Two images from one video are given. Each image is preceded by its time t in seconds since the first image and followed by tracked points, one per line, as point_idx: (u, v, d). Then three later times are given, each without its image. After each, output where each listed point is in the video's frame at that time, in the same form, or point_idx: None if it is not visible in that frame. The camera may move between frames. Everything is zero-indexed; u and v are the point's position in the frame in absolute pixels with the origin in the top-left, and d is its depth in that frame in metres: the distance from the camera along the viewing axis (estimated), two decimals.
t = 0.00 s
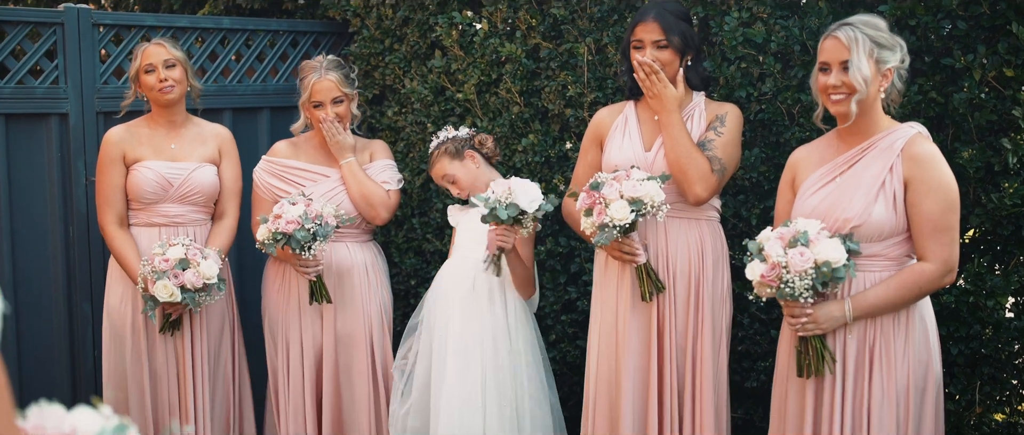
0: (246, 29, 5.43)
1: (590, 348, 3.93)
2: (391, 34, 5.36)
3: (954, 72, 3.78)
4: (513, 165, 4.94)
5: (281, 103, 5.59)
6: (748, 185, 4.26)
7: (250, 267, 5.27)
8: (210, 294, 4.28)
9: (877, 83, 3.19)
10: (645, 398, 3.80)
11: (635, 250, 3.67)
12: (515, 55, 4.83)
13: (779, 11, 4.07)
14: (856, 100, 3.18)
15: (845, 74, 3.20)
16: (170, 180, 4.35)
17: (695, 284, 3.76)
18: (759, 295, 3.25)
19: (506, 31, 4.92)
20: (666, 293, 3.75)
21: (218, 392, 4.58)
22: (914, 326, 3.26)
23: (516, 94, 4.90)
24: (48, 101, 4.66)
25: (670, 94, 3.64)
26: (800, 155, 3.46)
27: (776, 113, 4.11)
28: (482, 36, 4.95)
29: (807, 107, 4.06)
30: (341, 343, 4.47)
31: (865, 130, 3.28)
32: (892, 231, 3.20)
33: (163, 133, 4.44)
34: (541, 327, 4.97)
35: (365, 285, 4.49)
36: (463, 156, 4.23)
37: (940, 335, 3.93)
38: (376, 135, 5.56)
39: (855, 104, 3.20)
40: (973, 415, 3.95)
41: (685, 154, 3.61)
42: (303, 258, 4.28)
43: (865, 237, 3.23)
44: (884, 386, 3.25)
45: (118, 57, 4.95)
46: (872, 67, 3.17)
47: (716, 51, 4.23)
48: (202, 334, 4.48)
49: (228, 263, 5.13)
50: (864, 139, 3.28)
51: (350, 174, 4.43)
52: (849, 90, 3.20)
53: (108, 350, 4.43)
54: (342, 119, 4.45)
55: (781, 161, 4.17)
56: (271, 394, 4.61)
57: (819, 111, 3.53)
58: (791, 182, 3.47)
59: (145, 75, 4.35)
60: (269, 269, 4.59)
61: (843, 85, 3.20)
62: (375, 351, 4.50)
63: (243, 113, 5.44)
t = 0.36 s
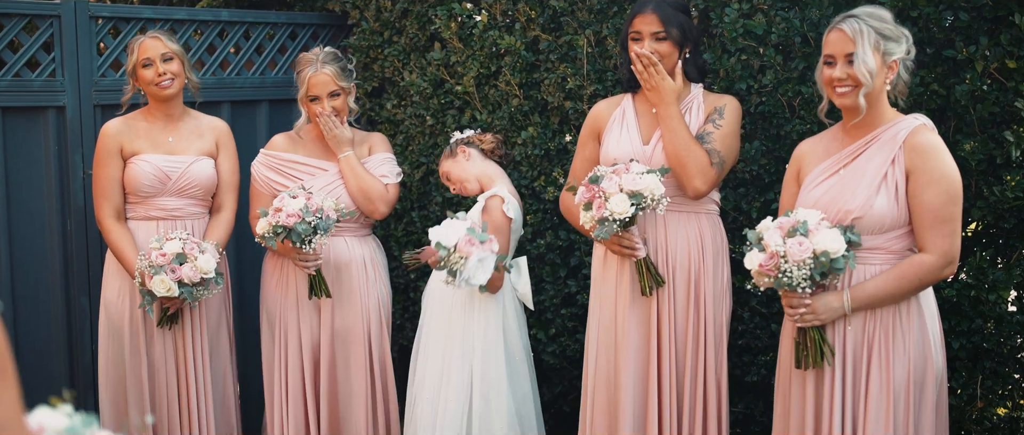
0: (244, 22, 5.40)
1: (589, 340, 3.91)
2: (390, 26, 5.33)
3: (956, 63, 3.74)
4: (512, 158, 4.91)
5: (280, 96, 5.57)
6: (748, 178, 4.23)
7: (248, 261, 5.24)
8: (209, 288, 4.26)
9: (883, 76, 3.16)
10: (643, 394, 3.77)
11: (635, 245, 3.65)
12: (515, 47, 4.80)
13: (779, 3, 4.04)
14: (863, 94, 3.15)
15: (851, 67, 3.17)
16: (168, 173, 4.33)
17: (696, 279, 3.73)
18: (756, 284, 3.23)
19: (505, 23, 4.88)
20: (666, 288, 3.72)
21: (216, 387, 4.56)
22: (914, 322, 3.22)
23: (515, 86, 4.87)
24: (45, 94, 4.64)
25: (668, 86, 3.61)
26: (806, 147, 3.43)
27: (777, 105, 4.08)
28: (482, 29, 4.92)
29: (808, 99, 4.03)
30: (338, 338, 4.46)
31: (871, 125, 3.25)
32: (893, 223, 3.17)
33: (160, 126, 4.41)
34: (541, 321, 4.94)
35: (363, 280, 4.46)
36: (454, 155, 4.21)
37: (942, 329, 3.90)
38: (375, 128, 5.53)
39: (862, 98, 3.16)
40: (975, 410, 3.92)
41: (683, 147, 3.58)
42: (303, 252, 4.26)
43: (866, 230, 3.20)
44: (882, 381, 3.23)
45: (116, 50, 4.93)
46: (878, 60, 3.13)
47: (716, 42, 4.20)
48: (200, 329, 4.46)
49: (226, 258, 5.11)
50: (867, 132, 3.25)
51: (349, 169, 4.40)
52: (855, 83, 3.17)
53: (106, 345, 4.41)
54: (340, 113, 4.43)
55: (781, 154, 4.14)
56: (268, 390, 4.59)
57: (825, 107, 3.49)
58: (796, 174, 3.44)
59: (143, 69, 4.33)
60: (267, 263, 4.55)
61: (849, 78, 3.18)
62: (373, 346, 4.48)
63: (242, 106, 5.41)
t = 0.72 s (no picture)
0: (245, 19, 5.39)
1: (589, 341, 3.89)
2: (391, 23, 5.32)
3: (960, 62, 3.72)
4: (514, 156, 4.89)
5: (281, 93, 5.56)
6: (750, 177, 4.21)
7: (247, 261, 5.23)
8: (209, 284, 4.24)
9: (888, 70, 3.14)
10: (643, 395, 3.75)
11: (635, 244, 3.63)
12: (516, 45, 4.78)
13: (782, 1, 4.02)
14: (869, 84, 3.12)
15: (856, 59, 3.15)
16: (168, 170, 4.32)
17: (696, 279, 3.71)
18: (760, 285, 3.20)
19: (507, 20, 4.86)
20: (665, 287, 3.70)
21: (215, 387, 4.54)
22: (920, 323, 3.21)
23: (517, 84, 4.85)
24: (45, 91, 4.62)
25: (668, 84, 3.59)
26: (812, 145, 3.42)
27: (779, 104, 4.07)
28: (483, 26, 4.91)
29: (811, 98, 4.01)
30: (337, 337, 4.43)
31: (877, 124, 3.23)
32: (900, 224, 3.15)
33: (160, 123, 4.40)
34: (542, 319, 4.93)
35: (362, 279, 4.45)
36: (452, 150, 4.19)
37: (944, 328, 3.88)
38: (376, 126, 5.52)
39: (868, 89, 3.13)
40: (977, 410, 3.90)
41: (684, 145, 3.56)
42: (303, 251, 4.27)
43: (872, 231, 3.18)
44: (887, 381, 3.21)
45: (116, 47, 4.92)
46: (883, 53, 3.12)
47: (718, 40, 4.18)
48: (199, 328, 4.44)
49: (226, 257, 5.10)
50: (872, 132, 3.23)
51: (350, 167, 4.39)
52: (861, 75, 3.15)
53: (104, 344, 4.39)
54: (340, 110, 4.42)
55: (783, 152, 4.12)
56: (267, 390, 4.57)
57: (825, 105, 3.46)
58: (801, 172, 3.43)
59: (143, 66, 4.31)
60: (267, 262, 4.55)
61: (855, 70, 3.15)
62: (372, 345, 4.46)
63: (242, 103, 5.40)
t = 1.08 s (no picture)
0: (250, 18, 5.39)
1: (595, 340, 3.90)
2: (396, 22, 5.32)
3: (966, 61, 3.72)
4: (519, 155, 4.89)
5: (285, 92, 5.56)
6: (756, 176, 4.21)
7: (252, 260, 5.23)
8: (215, 283, 4.23)
9: (900, 70, 3.13)
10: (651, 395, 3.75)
11: (643, 243, 3.62)
12: (521, 44, 4.78)
13: None
14: (882, 87, 3.11)
15: (868, 63, 3.14)
16: (175, 169, 4.32)
17: (702, 279, 3.71)
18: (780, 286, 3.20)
19: (512, 19, 4.86)
20: (672, 287, 3.69)
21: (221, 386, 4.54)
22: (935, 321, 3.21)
23: (522, 83, 4.85)
24: (49, 90, 4.62)
25: (675, 84, 3.59)
26: (820, 144, 3.42)
27: (785, 102, 4.06)
28: (489, 25, 4.91)
29: (816, 97, 4.00)
30: (343, 336, 4.44)
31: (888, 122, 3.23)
32: (917, 222, 3.16)
33: (167, 122, 4.40)
34: (547, 318, 4.93)
35: (368, 278, 4.45)
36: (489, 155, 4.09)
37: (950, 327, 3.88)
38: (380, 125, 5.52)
39: (881, 93, 3.13)
40: (983, 409, 3.91)
41: (692, 145, 3.55)
42: (309, 250, 4.25)
43: (890, 229, 3.18)
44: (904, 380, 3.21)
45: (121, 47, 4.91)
46: (894, 54, 3.11)
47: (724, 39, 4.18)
48: (205, 328, 4.44)
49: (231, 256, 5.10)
50: (884, 131, 3.24)
51: (356, 166, 4.37)
52: (873, 78, 3.14)
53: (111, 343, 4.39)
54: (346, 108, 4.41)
55: (789, 151, 4.12)
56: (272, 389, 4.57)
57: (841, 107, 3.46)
58: (811, 171, 3.42)
59: (151, 66, 4.30)
60: (274, 261, 4.56)
61: (867, 74, 3.14)
62: (377, 344, 4.45)
63: (247, 103, 5.40)
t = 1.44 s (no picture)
0: (256, 17, 5.40)
1: (604, 341, 3.90)
2: (403, 21, 5.34)
3: (974, 61, 3.72)
4: (525, 154, 4.91)
5: (293, 91, 5.57)
6: (763, 175, 4.22)
7: (258, 259, 5.24)
8: (226, 280, 4.24)
9: (913, 70, 3.14)
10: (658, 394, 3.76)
11: (652, 243, 3.63)
12: (528, 43, 4.79)
13: None
14: (899, 91, 3.12)
15: (881, 68, 3.14)
16: (185, 168, 4.33)
17: (711, 278, 3.71)
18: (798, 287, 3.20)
19: (518, 18, 4.87)
20: (681, 286, 3.70)
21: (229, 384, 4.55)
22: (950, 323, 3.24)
23: (529, 82, 4.86)
24: (58, 88, 4.64)
25: (684, 84, 3.59)
26: (830, 144, 3.42)
27: (792, 102, 4.07)
28: (495, 24, 4.92)
29: (824, 96, 4.01)
30: (351, 334, 4.45)
31: (906, 123, 3.24)
32: (934, 223, 3.17)
33: (176, 121, 4.40)
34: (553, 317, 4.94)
35: (376, 277, 4.45)
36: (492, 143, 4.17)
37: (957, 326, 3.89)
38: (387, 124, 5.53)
39: (897, 96, 3.13)
40: (990, 408, 3.91)
41: (702, 145, 3.56)
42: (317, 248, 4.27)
43: (907, 229, 3.19)
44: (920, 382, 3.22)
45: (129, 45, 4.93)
46: (906, 55, 3.11)
47: (731, 39, 4.19)
48: (214, 326, 4.45)
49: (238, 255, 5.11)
50: (900, 132, 3.25)
51: (364, 166, 4.38)
52: (888, 83, 3.14)
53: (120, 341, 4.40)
54: (353, 106, 4.42)
55: (796, 151, 4.12)
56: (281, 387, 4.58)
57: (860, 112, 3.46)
58: (822, 171, 3.42)
59: (161, 66, 4.31)
60: (282, 260, 4.56)
61: (881, 80, 3.15)
62: (384, 342, 4.46)
63: (254, 102, 5.41)
